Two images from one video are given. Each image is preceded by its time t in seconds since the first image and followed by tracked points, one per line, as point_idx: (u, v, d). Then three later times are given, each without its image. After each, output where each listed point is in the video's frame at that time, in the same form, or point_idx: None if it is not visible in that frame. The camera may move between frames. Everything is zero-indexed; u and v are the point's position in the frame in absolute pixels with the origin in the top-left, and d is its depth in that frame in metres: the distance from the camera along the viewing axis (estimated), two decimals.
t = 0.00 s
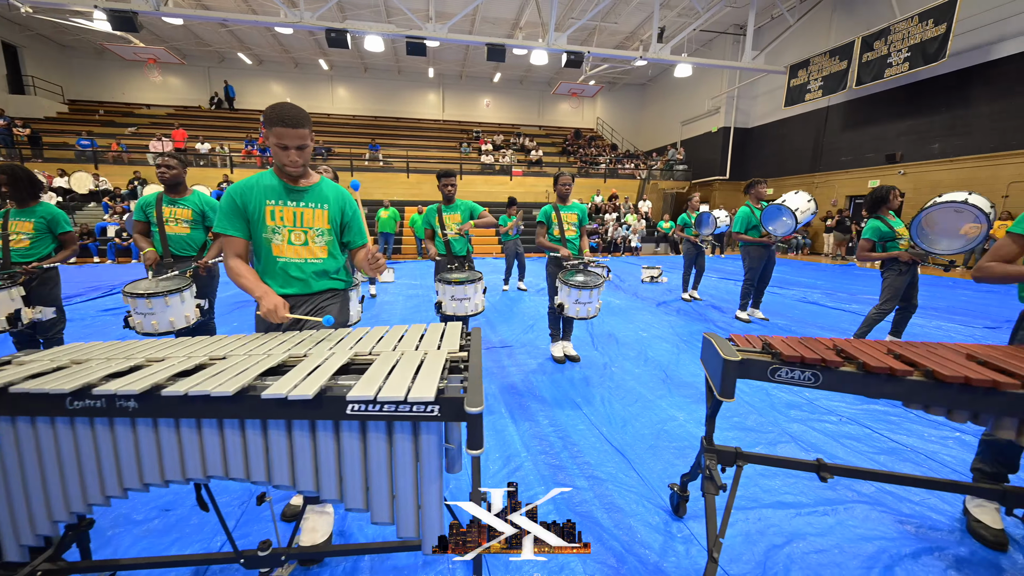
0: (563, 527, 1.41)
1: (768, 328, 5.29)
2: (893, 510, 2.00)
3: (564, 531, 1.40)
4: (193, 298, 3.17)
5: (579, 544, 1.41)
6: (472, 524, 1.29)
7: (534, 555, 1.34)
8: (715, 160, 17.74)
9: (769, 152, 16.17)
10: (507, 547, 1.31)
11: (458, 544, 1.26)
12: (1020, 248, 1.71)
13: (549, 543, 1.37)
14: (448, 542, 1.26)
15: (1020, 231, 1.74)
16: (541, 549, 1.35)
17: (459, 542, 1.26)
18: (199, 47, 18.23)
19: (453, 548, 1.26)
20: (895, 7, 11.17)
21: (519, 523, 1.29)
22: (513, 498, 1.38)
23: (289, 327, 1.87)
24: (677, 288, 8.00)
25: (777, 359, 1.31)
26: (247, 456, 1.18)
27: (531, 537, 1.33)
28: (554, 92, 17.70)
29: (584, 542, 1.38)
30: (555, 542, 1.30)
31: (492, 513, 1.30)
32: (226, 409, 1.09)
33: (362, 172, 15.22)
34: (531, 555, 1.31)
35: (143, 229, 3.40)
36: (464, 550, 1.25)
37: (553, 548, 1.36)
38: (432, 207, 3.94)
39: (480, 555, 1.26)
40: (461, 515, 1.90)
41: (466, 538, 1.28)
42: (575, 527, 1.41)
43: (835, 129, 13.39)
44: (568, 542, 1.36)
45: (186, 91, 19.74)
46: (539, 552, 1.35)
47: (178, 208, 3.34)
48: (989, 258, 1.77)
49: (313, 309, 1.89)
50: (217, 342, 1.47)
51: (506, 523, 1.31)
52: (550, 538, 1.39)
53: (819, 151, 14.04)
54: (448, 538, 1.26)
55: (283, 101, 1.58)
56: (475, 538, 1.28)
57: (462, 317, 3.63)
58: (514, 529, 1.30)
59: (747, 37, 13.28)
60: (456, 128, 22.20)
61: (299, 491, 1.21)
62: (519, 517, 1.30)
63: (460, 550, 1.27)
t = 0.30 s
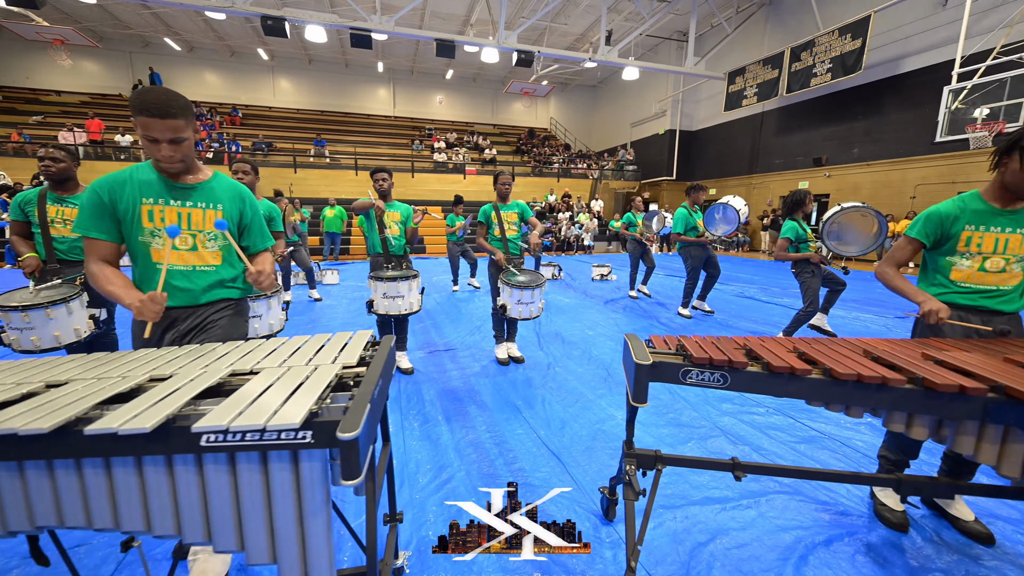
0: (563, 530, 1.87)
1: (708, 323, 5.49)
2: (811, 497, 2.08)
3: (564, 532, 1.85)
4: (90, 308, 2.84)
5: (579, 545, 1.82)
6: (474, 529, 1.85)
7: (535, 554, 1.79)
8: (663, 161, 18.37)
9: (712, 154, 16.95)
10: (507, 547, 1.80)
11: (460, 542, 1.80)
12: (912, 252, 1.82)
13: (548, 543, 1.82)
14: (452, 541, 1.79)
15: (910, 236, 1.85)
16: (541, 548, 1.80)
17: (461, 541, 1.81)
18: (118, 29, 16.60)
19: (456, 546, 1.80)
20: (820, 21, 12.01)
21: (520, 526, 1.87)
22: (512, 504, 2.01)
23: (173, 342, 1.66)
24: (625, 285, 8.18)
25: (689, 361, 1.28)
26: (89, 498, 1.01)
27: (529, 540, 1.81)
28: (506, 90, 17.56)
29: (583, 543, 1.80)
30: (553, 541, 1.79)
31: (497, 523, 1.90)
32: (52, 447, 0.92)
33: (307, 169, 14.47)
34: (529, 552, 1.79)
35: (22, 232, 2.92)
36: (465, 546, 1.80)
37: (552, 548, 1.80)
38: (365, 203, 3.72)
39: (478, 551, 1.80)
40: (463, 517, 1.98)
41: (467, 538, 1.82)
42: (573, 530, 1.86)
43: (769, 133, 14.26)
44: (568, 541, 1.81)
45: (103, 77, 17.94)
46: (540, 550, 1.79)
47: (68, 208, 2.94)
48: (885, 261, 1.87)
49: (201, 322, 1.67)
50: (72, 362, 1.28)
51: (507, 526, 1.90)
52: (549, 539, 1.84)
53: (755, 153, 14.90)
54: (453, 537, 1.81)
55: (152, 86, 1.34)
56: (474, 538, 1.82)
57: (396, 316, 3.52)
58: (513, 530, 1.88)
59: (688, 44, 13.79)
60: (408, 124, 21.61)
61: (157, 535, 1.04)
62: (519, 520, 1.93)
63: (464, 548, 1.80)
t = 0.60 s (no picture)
0: (564, 528, 1.58)
1: (654, 318, 5.64)
2: (741, 485, 2.15)
3: (565, 532, 1.56)
4: None
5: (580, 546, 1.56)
6: (473, 528, 1.65)
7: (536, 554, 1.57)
8: (615, 162, 18.86)
9: (660, 156, 17.59)
10: (507, 546, 1.61)
11: (460, 543, 1.63)
12: (816, 244, 1.90)
13: (548, 543, 1.54)
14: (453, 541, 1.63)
15: (813, 228, 1.93)
16: (541, 548, 1.56)
17: (460, 542, 1.63)
18: (21, 7, 14.86)
19: (455, 546, 1.63)
20: (754, 32, 12.77)
21: (519, 525, 1.58)
22: (511, 503, 1.71)
23: (40, 357, 1.46)
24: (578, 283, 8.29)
25: (609, 359, 1.27)
26: None
27: (532, 538, 1.58)
28: (458, 89, 17.27)
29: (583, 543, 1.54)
30: (553, 541, 1.51)
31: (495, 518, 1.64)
32: None
33: (246, 166, 13.59)
34: (530, 552, 1.57)
35: None
36: (465, 547, 1.62)
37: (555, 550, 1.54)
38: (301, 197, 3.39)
39: (479, 552, 1.62)
40: (463, 518, 1.96)
41: (466, 538, 1.64)
42: (574, 528, 1.58)
43: (712, 137, 14.99)
44: (568, 543, 1.53)
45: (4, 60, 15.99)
46: (540, 551, 1.56)
47: None
48: (795, 254, 1.94)
49: (75, 336, 1.48)
50: None
51: (506, 524, 1.63)
52: (549, 539, 1.55)
53: (699, 155, 15.61)
54: (453, 538, 1.63)
55: None
56: (473, 539, 1.64)
57: (334, 323, 3.32)
58: (512, 530, 1.61)
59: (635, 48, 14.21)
60: (358, 121, 20.88)
61: None
62: (517, 518, 1.63)
63: (464, 547, 1.64)
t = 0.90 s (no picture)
0: (564, 529, 1.54)
1: (609, 315, 5.75)
2: (682, 474, 2.21)
3: (565, 532, 1.52)
4: None
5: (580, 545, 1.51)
6: (473, 527, 1.53)
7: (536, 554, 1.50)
8: (572, 162, 19.15)
9: (616, 157, 18.03)
10: (507, 547, 1.48)
11: (459, 543, 1.50)
12: (724, 241, 1.85)
13: (548, 543, 1.51)
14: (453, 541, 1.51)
15: (719, 225, 1.87)
16: (541, 548, 1.50)
17: (460, 542, 1.51)
18: None
19: (455, 547, 1.50)
20: (701, 39, 13.34)
21: (519, 524, 1.47)
22: (511, 502, 1.58)
23: None
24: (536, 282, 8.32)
25: (539, 354, 1.27)
26: None
27: (531, 538, 1.48)
28: (414, 86, 16.89)
29: (585, 542, 1.49)
30: (554, 541, 1.47)
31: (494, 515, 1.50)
32: None
33: (184, 162, 12.69)
34: (531, 553, 1.46)
35: None
36: (465, 548, 1.49)
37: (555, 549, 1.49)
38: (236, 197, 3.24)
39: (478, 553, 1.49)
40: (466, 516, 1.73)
41: (466, 538, 1.51)
42: (574, 528, 1.54)
43: (664, 139, 15.53)
44: (570, 543, 1.48)
45: None
46: (540, 551, 1.49)
47: None
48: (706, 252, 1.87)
49: None
50: None
51: (506, 523, 1.49)
52: (550, 538, 1.52)
53: (653, 157, 16.13)
54: (452, 538, 1.50)
55: None
56: (474, 538, 1.51)
57: (275, 327, 3.17)
58: (513, 529, 1.48)
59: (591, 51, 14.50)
60: (310, 117, 20.04)
61: None
62: (519, 518, 1.49)
63: (464, 548, 1.51)
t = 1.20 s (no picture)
0: (563, 530, 1.74)
1: (569, 314, 5.81)
2: (629, 468, 2.26)
3: (565, 533, 1.72)
4: None
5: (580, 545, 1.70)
6: (474, 528, 1.72)
7: (536, 554, 1.68)
8: (537, 162, 19.26)
9: (579, 158, 18.29)
10: (508, 547, 1.67)
11: (460, 542, 1.66)
12: (650, 242, 2.00)
13: (548, 542, 1.70)
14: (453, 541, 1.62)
15: (646, 227, 2.02)
16: (541, 548, 1.69)
17: (461, 541, 1.66)
18: None
19: (456, 545, 1.65)
20: (659, 44, 13.75)
21: (519, 524, 1.75)
22: (511, 504, 1.84)
23: None
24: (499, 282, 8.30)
25: (468, 355, 1.25)
26: None
27: (530, 538, 1.70)
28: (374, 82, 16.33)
29: (582, 541, 1.69)
30: (553, 541, 1.69)
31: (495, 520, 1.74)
32: None
33: (122, 158, 11.82)
34: (531, 553, 1.67)
35: None
36: (465, 547, 1.65)
37: (554, 549, 1.69)
38: (165, 197, 3.05)
39: (479, 552, 1.67)
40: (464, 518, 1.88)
41: (467, 538, 1.68)
42: (574, 529, 1.74)
43: (625, 141, 15.90)
44: (569, 542, 1.68)
45: None
46: (540, 550, 1.68)
47: None
48: (635, 252, 2.02)
49: None
50: None
51: (508, 526, 1.76)
52: (549, 538, 1.72)
53: (615, 158, 16.47)
54: (453, 538, 1.65)
55: None
56: (473, 538, 1.69)
57: (211, 335, 2.96)
58: (513, 530, 1.74)
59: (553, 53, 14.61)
60: (264, 112, 19.17)
61: None
62: (520, 518, 1.79)
63: (465, 548, 1.66)
